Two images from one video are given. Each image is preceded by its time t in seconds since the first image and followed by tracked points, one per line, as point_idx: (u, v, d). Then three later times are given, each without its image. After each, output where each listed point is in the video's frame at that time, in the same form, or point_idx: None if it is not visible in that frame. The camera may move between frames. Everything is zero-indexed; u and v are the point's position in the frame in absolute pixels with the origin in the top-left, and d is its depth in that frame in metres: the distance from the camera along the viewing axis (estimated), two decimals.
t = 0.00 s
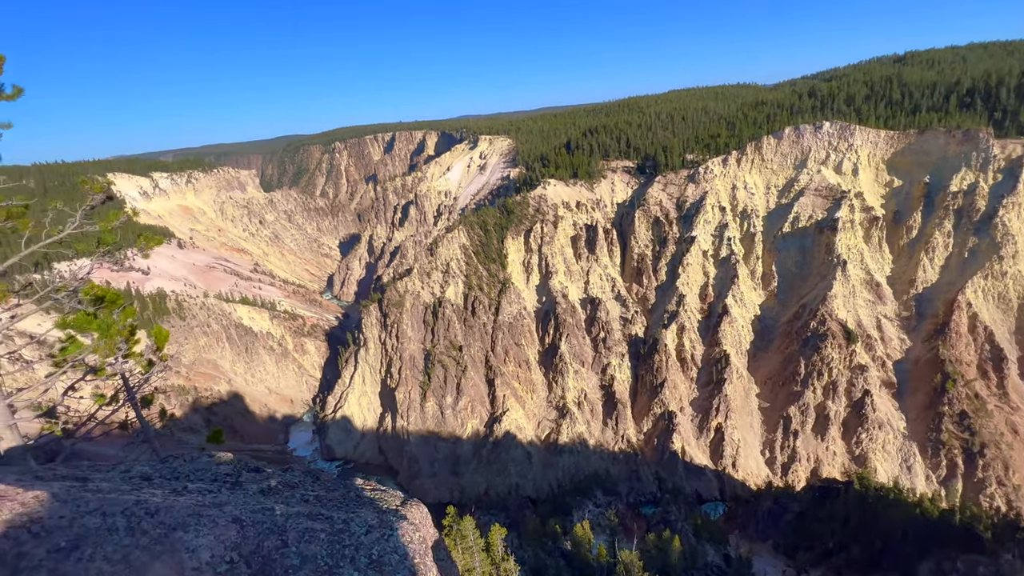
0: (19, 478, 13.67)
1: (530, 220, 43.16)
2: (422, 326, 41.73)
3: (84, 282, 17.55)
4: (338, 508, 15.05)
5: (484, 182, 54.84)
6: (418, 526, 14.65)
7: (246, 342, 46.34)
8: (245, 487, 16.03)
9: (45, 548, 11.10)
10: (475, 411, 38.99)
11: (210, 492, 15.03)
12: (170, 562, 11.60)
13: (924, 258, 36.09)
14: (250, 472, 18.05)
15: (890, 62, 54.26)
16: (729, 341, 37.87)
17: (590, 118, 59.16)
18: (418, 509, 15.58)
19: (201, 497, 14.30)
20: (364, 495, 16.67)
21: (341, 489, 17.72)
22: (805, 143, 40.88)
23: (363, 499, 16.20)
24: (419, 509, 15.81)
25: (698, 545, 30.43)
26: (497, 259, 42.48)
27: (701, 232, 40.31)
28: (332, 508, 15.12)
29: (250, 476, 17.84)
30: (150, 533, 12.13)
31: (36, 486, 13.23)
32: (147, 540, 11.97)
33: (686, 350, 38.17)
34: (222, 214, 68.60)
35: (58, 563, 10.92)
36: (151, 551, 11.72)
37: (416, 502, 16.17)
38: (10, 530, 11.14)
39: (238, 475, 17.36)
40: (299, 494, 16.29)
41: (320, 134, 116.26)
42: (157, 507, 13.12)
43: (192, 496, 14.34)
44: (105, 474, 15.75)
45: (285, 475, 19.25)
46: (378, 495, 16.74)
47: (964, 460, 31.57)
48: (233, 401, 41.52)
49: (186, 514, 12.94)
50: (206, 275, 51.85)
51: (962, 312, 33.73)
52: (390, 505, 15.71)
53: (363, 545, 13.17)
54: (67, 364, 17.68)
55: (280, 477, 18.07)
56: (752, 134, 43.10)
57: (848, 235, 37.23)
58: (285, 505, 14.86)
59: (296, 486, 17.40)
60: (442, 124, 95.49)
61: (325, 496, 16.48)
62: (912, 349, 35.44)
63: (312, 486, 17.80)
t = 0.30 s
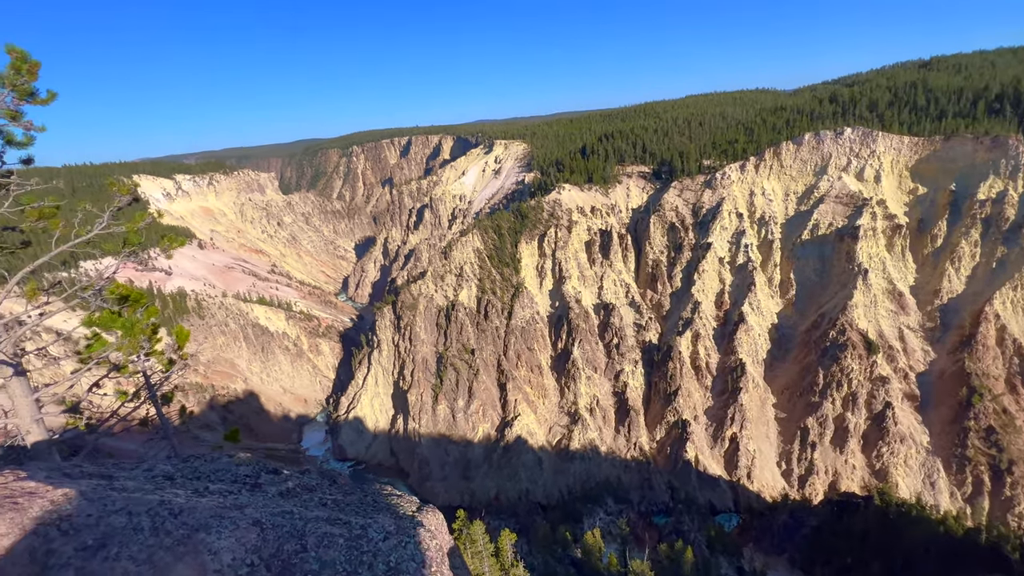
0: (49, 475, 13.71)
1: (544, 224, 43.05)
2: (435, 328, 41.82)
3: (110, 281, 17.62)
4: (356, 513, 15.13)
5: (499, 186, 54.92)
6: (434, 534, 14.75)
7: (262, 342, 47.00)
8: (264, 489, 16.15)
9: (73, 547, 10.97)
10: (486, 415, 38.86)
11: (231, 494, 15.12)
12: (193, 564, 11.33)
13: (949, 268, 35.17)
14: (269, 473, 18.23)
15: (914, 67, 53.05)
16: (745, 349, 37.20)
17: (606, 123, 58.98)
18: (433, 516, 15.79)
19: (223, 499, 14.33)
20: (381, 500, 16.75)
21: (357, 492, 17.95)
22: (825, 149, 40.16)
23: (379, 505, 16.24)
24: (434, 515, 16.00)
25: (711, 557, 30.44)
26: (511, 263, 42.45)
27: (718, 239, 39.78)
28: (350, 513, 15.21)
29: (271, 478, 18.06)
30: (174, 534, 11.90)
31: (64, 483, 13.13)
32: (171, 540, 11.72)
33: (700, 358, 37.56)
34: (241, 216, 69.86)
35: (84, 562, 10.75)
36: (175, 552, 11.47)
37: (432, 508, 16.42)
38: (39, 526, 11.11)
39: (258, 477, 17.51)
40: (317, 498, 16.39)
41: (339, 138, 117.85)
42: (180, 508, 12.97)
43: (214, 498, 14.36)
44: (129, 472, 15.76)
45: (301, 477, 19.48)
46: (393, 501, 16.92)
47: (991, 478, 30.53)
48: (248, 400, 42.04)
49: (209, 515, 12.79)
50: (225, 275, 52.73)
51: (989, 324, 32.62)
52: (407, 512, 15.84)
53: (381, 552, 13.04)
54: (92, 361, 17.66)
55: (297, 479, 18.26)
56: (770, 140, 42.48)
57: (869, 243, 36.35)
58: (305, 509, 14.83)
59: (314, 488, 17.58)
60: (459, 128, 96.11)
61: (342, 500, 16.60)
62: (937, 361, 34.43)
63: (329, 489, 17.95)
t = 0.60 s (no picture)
0: (60, 477, 13.70)
1: (549, 228, 43.01)
2: (440, 331, 41.82)
3: (119, 281, 17.74)
4: (362, 519, 15.09)
5: (505, 190, 54.96)
6: (438, 541, 14.89)
7: (268, 342, 47.24)
8: (271, 494, 16.19)
9: (84, 550, 10.81)
10: (489, 419, 38.76)
11: (239, 498, 15.14)
12: (202, 568, 11.33)
13: (960, 275, 34.71)
14: (276, 478, 18.30)
15: (924, 73, 52.63)
16: (751, 356, 36.91)
17: (612, 127, 58.91)
18: (438, 523, 15.89)
19: (230, 504, 14.31)
20: (386, 507, 16.78)
21: (362, 498, 18.00)
22: (834, 154, 39.86)
23: (385, 511, 16.27)
24: (439, 523, 16.10)
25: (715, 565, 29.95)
26: (516, 266, 42.42)
27: (724, 244, 39.56)
28: (356, 519, 15.18)
29: (277, 482, 18.10)
30: (183, 539, 11.85)
31: (75, 486, 13.08)
32: (180, 546, 11.68)
33: (706, 364, 37.33)
34: (249, 217, 70.30)
35: (95, 566, 10.61)
36: (184, 557, 11.43)
37: (437, 516, 16.49)
38: (51, 530, 10.88)
39: (264, 481, 17.54)
40: (323, 503, 16.41)
41: (346, 141, 118.54)
42: (189, 513, 12.90)
43: (222, 502, 14.34)
44: (138, 475, 15.78)
45: (307, 481, 19.51)
46: (399, 507, 16.94)
47: (1001, 490, 30.14)
48: (253, 401, 42.21)
49: (217, 520, 12.76)
50: (232, 276, 53.05)
51: (1000, 333, 32.16)
52: (413, 517, 15.99)
53: (386, 560, 13.08)
54: (100, 362, 17.65)
55: (303, 484, 18.30)
56: (778, 145, 42.26)
57: (878, 250, 35.99)
58: (312, 515, 14.80)
59: (320, 493, 17.63)
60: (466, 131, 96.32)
61: (347, 506, 16.63)
62: (946, 370, 33.97)
63: (335, 494, 17.97)
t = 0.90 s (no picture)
0: (55, 477, 13.62)
1: (546, 228, 43.05)
2: (436, 330, 41.78)
3: (115, 280, 17.63)
4: (358, 519, 15.13)
5: (502, 189, 54.97)
6: (434, 542, 15.05)
7: (263, 341, 47.14)
8: (266, 494, 16.16)
9: (79, 551, 10.72)
10: (486, 418, 38.78)
11: (234, 499, 15.10)
12: (197, 569, 11.29)
13: (952, 276, 34.96)
14: (271, 478, 18.27)
15: (919, 75, 52.97)
16: (747, 356, 37.08)
17: (609, 127, 59.02)
18: (432, 522, 15.96)
19: (226, 504, 14.25)
20: (382, 507, 16.89)
21: (358, 498, 18.01)
22: (830, 156, 40.07)
23: (381, 511, 16.33)
24: (434, 522, 16.15)
25: (710, 565, 30.24)
26: (512, 266, 42.47)
27: (720, 245, 39.70)
28: (351, 519, 15.24)
29: (272, 482, 18.09)
30: (178, 540, 11.80)
31: (69, 486, 13.00)
32: (175, 546, 11.65)
33: (702, 364, 37.44)
34: (245, 215, 70.03)
35: (91, 566, 10.57)
36: (180, 558, 11.38)
37: (432, 516, 16.55)
38: (46, 530, 10.82)
39: (260, 482, 17.53)
40: (318, 503, 16.42)
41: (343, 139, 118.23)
42: (185, 513, 12.83)
43: (217, 503, 14.28)
44: (133, 475, 15.70)
45: (302, 481, 19.50)
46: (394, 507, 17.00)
47: (992, 489, 30.18)
48: (248, 399, 42.09)
49: (213, 521, 12.69)
50: (227, 274, 52.84)
51: (992, 334, 32.46)
52: (408, 517, 15.98)
53: (382, 560, 13.14)
54: (95, 360, 17.42)
55: (298, 484, 18.29)
56: (773, 146, 42.46)
57: (872, 251, 36.15)
58: (308, 516, 14.79)
59: (315, 493, 17.62)
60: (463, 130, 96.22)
61: (343, 506, 16.63)
62: (939, 370, 34.23)
63: (330, 494, 17.97)
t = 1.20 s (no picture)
0: (30, 476, 13.42)
1: (535, 222, 43.14)
2: (425, 326, 41.74)
3: (93, 277, 16.97)
4: (343, 513, 15.39)
5: (491, 184, 54.89)
6: (422, 535, 15.48)
7: (250, 338, 46.73)
8: (251, 490, 16.18)
9: (53, 550, 10.60)
10: (476, 413, 38.93)
11: (217, 495, 15.07)
12: (178, 566, 11.23)
13: (933, 269, 35.83)
14: (255, 474, 18.25)
15: (901, 72, 53.88)
16: (734, 348, 37.64)
17: (597, 122, 59.17)
18: (421, 515, 16.43)
19: (208, 500, 14.23)
20: (369, 501, 17.33)
21: (345, 493, 18.12)
22: (814, 151, 40.68)
23: (369, 506, 16.72)
24: (421, 515, 16.57)
25: (698, 554, 30.82)
26: (502, 261, 42.54)
27: (707, 239, 40.15)
28: (337, 513, 15.46)
29: (257, 478, 18.07)
30: (158, 538, 11.76)
31: (45, 485, 12.81)
32: (155, 544, 11.58)
33: (689, 357, 37.93)
34: (229, 210, 69.04)
35: (66, 566, 10.41)
36: (160, 555, 11.33)
37: (420, 508, 17.01)
38: (18, 530, 10.61)
39: (243, 478, 17.50)
40: (304, 498, 16.50)
41: (329, 133, 116.89)
42: (165, 510, 12.85)
43: (200, 499, 14.25)
44: (113, 473, 15.55)
45: (287, 477, 19.50)
46: (382, 501, 17.44)
47: (969, 475, 31.14)
48: (236, 397, 41.71)
49: (194, 518, 12.75)
50: (212, 270, 52.12)
51: (970, 325, 33.37)
52: (397, 511, 16.47)
53: (368, 554, 13.18)
54: (75, 360, 16.70)
55: (284, 480, 18.33)
56: (760, 141, 42.95)
57: (856, 245, 36.80)
58: (293, 511, 14.84)
59: (301, 489, 17.71)
60: (450, 125, 95.69)
61: (329, 501, 16.77)
62: (919, 361, 35.11)
63: (316, 490, 18.07)
